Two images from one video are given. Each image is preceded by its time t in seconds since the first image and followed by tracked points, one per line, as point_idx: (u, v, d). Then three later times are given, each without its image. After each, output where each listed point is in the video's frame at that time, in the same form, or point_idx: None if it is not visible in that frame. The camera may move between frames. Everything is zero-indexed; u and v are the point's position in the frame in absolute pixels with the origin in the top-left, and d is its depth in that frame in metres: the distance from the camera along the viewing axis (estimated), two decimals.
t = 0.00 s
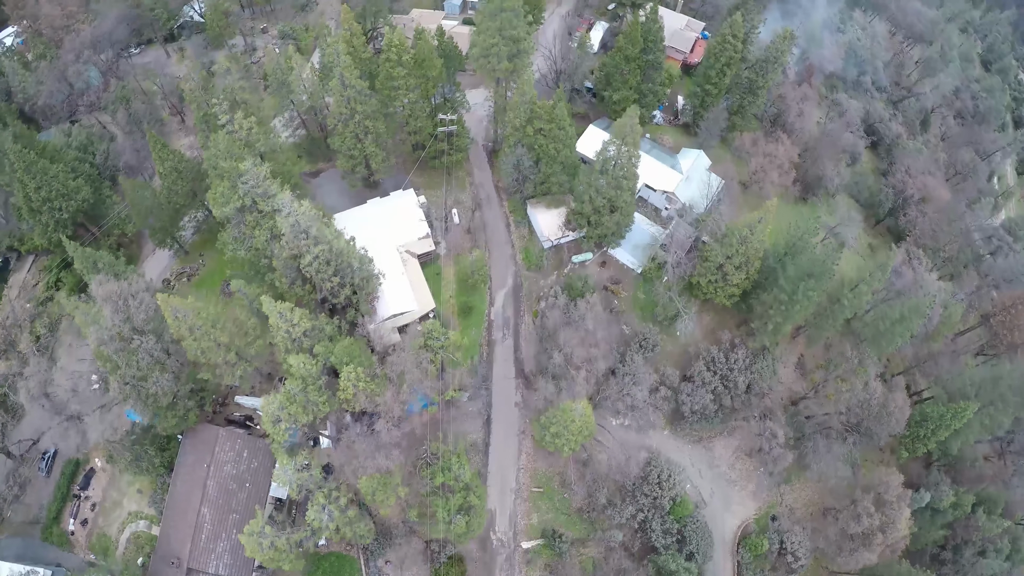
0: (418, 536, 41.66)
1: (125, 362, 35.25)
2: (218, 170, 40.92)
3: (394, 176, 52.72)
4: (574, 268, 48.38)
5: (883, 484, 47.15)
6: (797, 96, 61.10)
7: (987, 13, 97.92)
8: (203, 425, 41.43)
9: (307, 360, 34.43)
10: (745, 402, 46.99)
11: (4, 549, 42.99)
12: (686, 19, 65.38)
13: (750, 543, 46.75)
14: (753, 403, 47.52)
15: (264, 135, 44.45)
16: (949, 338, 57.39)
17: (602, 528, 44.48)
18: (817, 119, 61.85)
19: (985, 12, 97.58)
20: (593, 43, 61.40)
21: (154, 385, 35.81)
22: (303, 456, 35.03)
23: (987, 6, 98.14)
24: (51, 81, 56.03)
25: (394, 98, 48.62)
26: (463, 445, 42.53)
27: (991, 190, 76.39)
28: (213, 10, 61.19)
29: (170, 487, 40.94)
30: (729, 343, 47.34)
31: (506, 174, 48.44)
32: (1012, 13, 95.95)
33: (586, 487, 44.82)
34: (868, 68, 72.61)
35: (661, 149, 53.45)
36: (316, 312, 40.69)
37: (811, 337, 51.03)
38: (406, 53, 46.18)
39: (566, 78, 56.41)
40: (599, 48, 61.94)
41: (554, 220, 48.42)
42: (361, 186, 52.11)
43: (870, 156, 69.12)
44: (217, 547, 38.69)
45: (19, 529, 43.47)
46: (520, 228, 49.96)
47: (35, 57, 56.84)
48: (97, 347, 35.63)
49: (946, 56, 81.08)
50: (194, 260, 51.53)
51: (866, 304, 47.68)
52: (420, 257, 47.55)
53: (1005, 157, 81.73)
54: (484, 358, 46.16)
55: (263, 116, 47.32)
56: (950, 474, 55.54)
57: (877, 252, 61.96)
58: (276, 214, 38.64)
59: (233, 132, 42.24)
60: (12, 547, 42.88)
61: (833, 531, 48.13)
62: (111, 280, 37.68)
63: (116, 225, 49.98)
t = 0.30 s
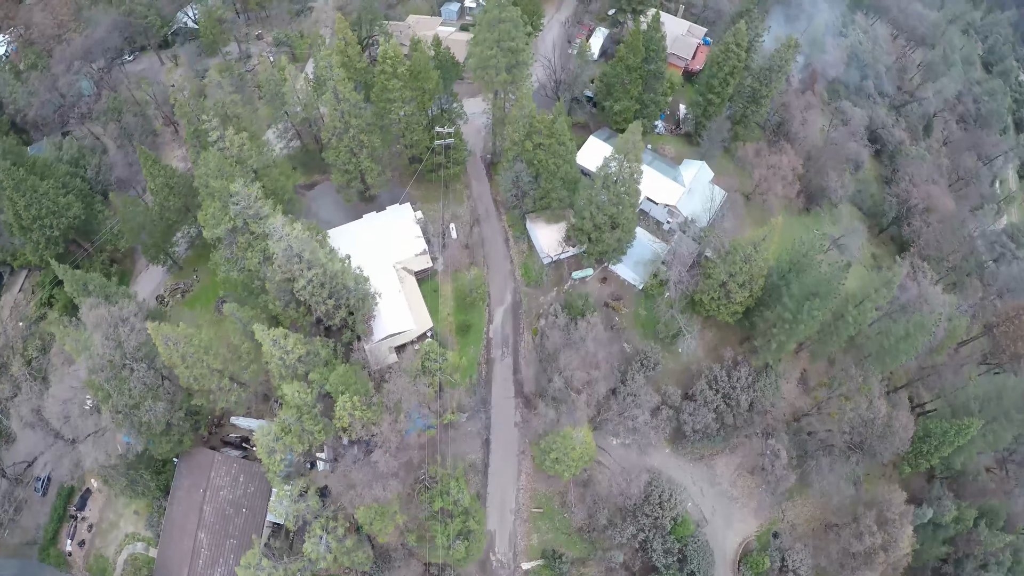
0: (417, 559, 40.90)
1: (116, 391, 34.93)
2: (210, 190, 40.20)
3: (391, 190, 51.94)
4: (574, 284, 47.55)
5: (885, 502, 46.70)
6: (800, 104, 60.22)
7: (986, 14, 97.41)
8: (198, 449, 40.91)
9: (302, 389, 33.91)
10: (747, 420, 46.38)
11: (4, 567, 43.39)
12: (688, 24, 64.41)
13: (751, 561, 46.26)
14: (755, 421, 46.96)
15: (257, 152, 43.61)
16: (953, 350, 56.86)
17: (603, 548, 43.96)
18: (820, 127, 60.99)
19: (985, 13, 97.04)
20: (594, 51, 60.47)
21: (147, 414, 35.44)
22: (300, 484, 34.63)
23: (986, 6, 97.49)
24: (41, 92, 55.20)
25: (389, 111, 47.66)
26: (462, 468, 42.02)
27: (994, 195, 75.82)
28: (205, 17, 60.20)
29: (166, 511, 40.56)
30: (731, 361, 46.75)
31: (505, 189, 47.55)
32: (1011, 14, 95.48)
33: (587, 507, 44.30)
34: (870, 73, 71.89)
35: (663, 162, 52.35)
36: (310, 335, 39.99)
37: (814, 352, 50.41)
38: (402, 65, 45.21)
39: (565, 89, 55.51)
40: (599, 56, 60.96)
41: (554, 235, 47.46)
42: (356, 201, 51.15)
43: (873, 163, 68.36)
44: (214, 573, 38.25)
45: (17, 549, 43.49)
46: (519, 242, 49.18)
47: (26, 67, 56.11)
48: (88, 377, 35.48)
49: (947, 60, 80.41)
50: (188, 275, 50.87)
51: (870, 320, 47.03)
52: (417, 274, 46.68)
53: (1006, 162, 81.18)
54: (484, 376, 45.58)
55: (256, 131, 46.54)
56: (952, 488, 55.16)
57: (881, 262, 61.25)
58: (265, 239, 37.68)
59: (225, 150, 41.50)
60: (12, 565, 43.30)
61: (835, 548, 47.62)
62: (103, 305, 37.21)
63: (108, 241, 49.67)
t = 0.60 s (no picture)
0: None
1: (107, 421, 34.86)
2: (203, 210, 39.48)
3: (388, 203, 50.88)
4: (574, 301, 46.74)
5: (888, 519, 46.31)
6: (804, 112, 59.22)
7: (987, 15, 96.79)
8: (194, 472, 40.47)
9: (297, 417, 33.31)
10: (749, 438, 45.86)
11: None
12: (689, 31, 63.54)
13: None
14: (757, 440, 46.44)
15: (251, 169, 42.78)
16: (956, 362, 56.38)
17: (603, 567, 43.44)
18: (824, 136, 60.19)
19: (985, 14, 96.41)
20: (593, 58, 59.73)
21: (141, 440, 35.42)
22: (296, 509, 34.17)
23: (988, 7, 96.79)
24: (32, 103, 54.30)
25: (385, 124, 46.73)
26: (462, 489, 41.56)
27: (997, 201, 75.21)
28: (199, 25, 59.37)
29: (163, 535, 40.18)
30: (734, 379, 46.29)
31: (505, 204, 46.64)
32: (1013, 15, 94.84)
33: (587, 526, 43.76)
34: (872, 79, 71.09)
35: (665, 174, 51.43)
36: (305, 359, 39.30)
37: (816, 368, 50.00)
38: (398, 78, 44.29)
39: (565, 98, 54.59)
40: (599, 63, 60.22)
41: (554, 251, 46.57)
42: (352, 215, 49.74)
43: (876, 170, 67.56)
44: None
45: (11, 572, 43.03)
46: (518, 257, 48.38)
47: (18, 77, 55.06)
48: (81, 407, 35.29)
49: (949, 64, 79.75)
50: (183, 291, 50.09)
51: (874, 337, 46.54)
52: (414, 291, 45.89)
53: (1009, 167, 80.56)
54: (483, 395, 44.98)
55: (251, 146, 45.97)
56: (954, 501, 54.82)
57: (885, 273, 60.58)
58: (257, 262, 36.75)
59: (218, 168, 40.72)
60: None
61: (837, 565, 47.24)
62: (94, 331, 36.91)
63: (102, 256, 49.03)
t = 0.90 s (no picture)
0: None
1: (100, 450, 34.80)
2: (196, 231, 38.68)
3: (385, 217, 49.97)
4: (575, 319, 45.98)
5: (890, 538, 45.95)
6: (807, 121, 58.27)
7: (988, 16, 95.81)
8: (191, 495, 40.06)
9: (292, 449, 32.88)
10: (751, 457, 45.28)
11: None
12: (692, 37, 62.71)
13: None
14: (760, 459, 45.85)
15: (244, 186, 41.94)
16: (960, 374, 55.74)
17: None
18: (827, 145, 59.35)
19: (987, 15, 95.45)
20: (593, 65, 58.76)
21: (134, 468, 35.31)
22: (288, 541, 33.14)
23: (989, 9, 95.82)
24: (23, 115, 53.45)
25: (381, 138, 45.57)
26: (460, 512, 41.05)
27: (999, 208, 74.55)
28: (192, 32, 58.54)
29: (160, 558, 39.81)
30: (737, 398, 45.53)
31: (504, 220, 45.76)
32: (1015, 17, 93.85)
33: (587, 548, 43.19)
34: (875, 85, 70.34)
35: (667, 187, 50.52)
36: (300, 384, 38.54)
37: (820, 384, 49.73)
38: (394, 91, 43.09)
39: (564, 109, 53.51)
40: (599, 70, 59.38)
41: (554, 268, 45.70)
42: (349, 230, 48.86)
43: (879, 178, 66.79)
44: None
45: None
46: (518, 274, 47.61)
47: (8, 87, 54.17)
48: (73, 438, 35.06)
49: (951, 68, 78.87)
50: (177, 307, 49.54)
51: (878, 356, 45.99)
52: (411, 309, 45.17)
53: (1012, 172, 79.78)
54: (482, 415, 44.47)
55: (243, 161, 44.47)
56: (956, 515, 54.51)
57: (888, 283, 59.91)
58: (249, 290, 35.60)
59: (210, 188, 39.91)
60: None
61: None
62: (85, 360, 36.85)
63: (95, 272, 48.47)
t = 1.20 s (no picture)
0: None
1: (95, 479, 34.25)
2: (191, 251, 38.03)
3: (382, 232, 49.01)
4: (576, 337, 45.20)
5: (892, 557, 45.54)
6: (811, 130, 57.39)
7: (990, 17, 94.99)
8: (187, 519, 39.45)
9: (290, 480, 33.22)
10: (753, 477, 44.69)
11: None
12: (694, 44, 62.17)
13: None
14: (761, 477, 45.22)
15: (236, 204, 40.95)
16: (963, 387, 55.36)
17: None
18: (831, 154, 58.50)
19: (988, 17, 94.64)
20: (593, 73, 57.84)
21: (128, 498, 34.91)
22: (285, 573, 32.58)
23: (991, 10, 95.06)
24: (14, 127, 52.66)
25: (377, 153, 44.55)
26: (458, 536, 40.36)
27: (1002, 214, 73.86)
28: (186, 40, 57.54)
29: None
30: (739, 417, 44.92)
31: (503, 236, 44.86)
32: (1017, 18, 92.97)
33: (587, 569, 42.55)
34: (878, 91, 69.68)
35: (670, 201, 49.62)
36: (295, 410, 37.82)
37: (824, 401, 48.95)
38: (389, 105, 41.94)
39: (564, 120, 52.36)
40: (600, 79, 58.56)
41: (553, 285, 44.89)
42: (345, 245, 47.97)
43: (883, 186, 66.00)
44: None
45: None
46: (518, 290, 46.77)
47: None
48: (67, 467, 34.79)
49: (954, 72, 78.21)
50: (172, 323, 48.83)
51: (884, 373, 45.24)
52: (409, 327, 44.49)
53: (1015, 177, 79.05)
54: (482, 435, 43.78)
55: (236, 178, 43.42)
56: (958, 529, 54.12)
57: (891, 294, 59.34)
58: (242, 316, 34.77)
59: (201, 208, 38.95)
60: None
61: None
62: (78, 389, 36.41)
63: (89, 288, 47.75)
